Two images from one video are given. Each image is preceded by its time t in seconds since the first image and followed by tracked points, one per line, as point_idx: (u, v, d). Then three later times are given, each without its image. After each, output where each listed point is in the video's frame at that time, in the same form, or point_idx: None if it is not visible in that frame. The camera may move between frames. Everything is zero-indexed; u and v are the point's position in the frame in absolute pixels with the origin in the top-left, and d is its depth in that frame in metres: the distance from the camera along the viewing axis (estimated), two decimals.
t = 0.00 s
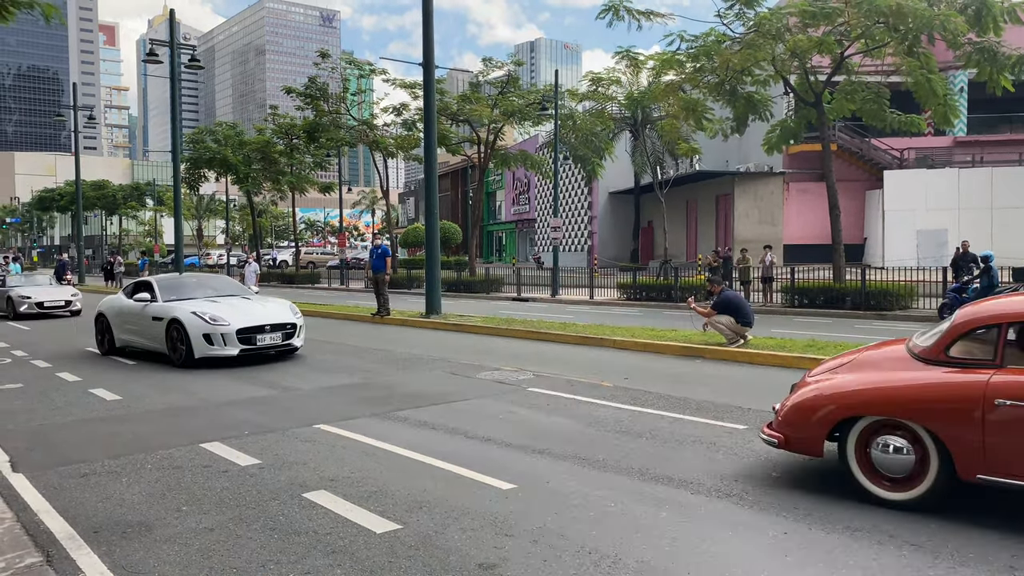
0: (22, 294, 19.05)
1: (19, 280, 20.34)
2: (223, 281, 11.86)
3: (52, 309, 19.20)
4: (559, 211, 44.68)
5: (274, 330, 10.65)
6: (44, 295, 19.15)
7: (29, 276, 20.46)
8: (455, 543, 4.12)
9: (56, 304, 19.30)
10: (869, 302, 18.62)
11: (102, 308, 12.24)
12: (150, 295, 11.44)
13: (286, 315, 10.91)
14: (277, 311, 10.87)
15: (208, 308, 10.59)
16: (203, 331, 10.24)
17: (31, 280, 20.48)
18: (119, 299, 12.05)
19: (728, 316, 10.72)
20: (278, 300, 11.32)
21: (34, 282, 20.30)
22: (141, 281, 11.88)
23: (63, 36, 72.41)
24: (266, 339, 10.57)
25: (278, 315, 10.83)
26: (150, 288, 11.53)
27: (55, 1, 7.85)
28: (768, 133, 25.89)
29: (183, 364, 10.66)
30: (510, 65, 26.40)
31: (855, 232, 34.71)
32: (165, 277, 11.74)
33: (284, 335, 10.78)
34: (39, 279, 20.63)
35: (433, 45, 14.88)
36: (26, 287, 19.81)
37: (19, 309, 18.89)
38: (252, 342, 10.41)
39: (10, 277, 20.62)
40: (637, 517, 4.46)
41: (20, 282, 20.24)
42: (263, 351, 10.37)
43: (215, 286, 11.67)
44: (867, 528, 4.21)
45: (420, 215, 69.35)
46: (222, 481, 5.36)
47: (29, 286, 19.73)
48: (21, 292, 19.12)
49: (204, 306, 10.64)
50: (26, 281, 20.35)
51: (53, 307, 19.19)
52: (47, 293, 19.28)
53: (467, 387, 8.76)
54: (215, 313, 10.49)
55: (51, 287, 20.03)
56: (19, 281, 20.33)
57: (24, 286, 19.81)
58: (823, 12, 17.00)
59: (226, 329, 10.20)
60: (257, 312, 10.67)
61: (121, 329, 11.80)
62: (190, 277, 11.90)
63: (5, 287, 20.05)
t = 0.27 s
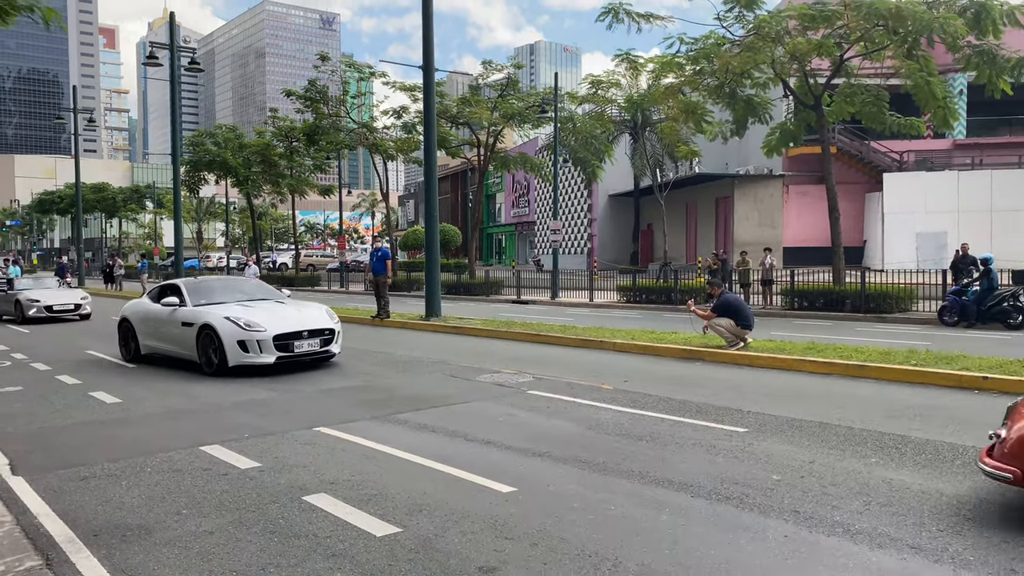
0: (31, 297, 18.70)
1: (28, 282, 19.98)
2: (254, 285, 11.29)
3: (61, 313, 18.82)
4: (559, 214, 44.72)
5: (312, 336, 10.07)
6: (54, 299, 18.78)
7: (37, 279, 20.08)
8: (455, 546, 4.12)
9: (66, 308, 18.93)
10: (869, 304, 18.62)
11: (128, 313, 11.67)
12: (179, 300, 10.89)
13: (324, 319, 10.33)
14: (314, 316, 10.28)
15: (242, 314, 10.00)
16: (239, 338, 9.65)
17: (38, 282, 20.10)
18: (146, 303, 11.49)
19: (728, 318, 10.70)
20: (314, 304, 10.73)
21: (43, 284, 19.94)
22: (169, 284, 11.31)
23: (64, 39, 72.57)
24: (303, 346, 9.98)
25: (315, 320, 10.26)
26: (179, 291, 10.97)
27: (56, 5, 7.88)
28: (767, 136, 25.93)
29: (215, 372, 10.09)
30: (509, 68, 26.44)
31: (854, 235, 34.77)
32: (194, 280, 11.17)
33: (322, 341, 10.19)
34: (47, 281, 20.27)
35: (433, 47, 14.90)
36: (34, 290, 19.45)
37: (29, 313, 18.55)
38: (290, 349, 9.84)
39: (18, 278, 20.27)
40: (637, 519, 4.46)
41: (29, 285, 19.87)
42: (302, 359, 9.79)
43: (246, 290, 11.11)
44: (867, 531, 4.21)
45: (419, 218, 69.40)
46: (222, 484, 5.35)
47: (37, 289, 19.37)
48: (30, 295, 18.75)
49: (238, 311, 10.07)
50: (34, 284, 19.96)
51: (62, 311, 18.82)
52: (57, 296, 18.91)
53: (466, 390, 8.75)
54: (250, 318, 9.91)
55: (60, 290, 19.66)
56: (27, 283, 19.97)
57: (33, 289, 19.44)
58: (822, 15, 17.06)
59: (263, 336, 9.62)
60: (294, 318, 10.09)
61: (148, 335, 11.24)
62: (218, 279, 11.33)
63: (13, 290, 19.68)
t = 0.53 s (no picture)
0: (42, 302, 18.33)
1: (37, 287, 19.60)
2: (299, 290, 10.56)
3: (72, 318, 18.46)
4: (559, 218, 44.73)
5: (368, 344, 9.32)
6: (65, 304, 18.42)
7: (46, 284, 19.69)
8: (455, 551, 4.10)
9: (77, 313, 18.57)
10: (869, 308, 18.60)
11: (163, 320, 10.91)
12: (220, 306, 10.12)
13: (379, 327, 9.58)
14: (369, 323, 9.55)
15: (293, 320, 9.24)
16: (292, 347, 8.88)
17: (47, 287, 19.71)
18: (183, 310, 10.73)
19: (728, 322, 10.70)
20: (366, 311, 9.99)
21: (52, 289, 19.57)
22: (208, 290, 10.56)
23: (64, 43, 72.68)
24: (359, 355, 9.24)
25: (370, 326, 9.50)
26: (221, 297, 10.21)
27: (56, 10, 7.90)
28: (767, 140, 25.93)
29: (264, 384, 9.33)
30: (509, 72, 26.49)
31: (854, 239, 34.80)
32: (236, 285, 10.41)
33: (379, 350, 9.45)
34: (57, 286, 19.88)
35: (433, 51, 14.90)
36: (44, 294, 19.08)
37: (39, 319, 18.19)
38: (346, 359, 9.08)
39: (26, 283, 19.88)
40: (636, 523, 4.45)
41: (38, 289, 19.48)
42: (360, 370, 9.04)
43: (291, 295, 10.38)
44: (868, 535, 4.20)
45: (419, 222, 69.45)
46: (222, 489, 5.34)
47: (47, 294, 18.99)
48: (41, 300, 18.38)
49: (288, 317, 9.31)
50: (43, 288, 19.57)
51: (74, 316, 18.46)
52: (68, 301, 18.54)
53: (466, 394, 8.74)
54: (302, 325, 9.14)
55: (70, 294, 19.29)
56: (36, 288, 19.58)
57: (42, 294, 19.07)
58: (821, 19, 17.09)
59: (318, 345, 8.86)
60: (349, 325, 9.33)
61: (186, 344, 10.47)
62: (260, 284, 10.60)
63: (22, 295, 19.30)
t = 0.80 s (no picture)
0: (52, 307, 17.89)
1: (47, 291, 19.14)
2: (352, 296, 9.81)
3: (84, 323, 18.02)
4: (558, 222, 44.75)
5: (434, 355, 8.54)
6: (77, 309, 17.97)
7: (55, 288, 19.21)
8: (455, 555, 4.10)
9: (89, 318, 18.13)
10: (868, 312, 18.61)
11: (205, 328, 10.16)
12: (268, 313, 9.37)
13: (445, 335, 8.81)
14: (434, 332, 8.77)
15: (353, 328, 8.47)
16: (354, 358, 8.10)
17: (57, 292, 19.23)
18: (227, 317, 9.99)
19: (727, 326, 10.70)
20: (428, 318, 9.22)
21: (63, 293, 19.10)
22: (255, 295, 9.82)
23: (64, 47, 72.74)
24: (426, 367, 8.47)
25: (435, 335, 8.73)
26: (270, 303, 9.46)
27: (56, 15, 7.95)
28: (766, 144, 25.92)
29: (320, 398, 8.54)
30: (508, 77, 26.51)
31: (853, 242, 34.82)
32: (285, 290, 9.66)
33: (445, 361, 8.66)
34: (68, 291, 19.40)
35: (432, 55, 14.93)
36: (54, 299, 18.62)
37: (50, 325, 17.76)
38: (411, 371, 8.30)
39: (35, 287, 19.41)
40: (636, 528, 4.45)
41: (48, 294, 19.01)
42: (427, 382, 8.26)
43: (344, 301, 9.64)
44: (868, 539, 4.20)
45: (419, 226, 69.47)
46: (221, 493, 5.33)
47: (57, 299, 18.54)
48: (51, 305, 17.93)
49: (347, 325, 8.53)
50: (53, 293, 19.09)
51: (85, 322, 18.03)
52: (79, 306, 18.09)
53: (466, 398, 8.74)
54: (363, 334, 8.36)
55: (80, 299, 18.84)
56: (46, 293, 19.10)
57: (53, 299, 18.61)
58: (820, 24, 17.14)
59: (383, 355, 8.09)
60: (413, 334, 8.55)
61: (230, 354, 9.72)
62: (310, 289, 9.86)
63: (32, 300, 18.83)
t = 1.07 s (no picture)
0: (63, 312, 17.41)
1: (56, 296, 18.62)
2: (422, 302, 8.92)
3: (96, 329, 17.56)
4: (558, 226, 44.78)
5: (526, 368, 7.63)
6: (89, 315, 17.51)
7: (65, 293, 18.69)
8: (454, 561, 4.09)
9: (101, 324, 17.67)
10: (867, 316, 18.61)
11: (258, 337, 9.25)
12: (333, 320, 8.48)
13: (534, 345, 7.90)
14: (523, 341, 7.85)
15: (435, 338, 7.56)
16: (441, 372, 7.20)
17: (66, 296, 18.69)
18: (283, 325, 9.08)
19: (727, 330, 10.69)
20: (511, 325, 8.31)
21: (72, 298, 18.57)
22: (316, 301, 8.91)
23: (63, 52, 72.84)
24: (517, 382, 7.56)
25: (524, 345, 7.82)
26: (336, 310, 8.56)
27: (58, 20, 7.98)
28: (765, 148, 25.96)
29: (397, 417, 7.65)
30: (507, 81, 26.56)
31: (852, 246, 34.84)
32: (349, 295, 8.76)
33: (536, 374, 7.75)
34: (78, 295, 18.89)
35: (431, 60, 14.95)
36: (64, 304, 18.12)
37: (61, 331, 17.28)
38: (502, 388, 7.40)
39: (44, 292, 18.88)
40: (636, 533, 4.44)
41: (58, 299, 18.49)
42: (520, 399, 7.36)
43: (414, 307, 8.75)
44: (869, 544, 4.19)
45: (418, 230, 69.57)
46: (220, 498, 5.32)
47: (68, 304, 18.04)
48: (63, 310, 17.45)
49: (428, 334, 7.63)
50: (63, 298, 18.55)
51: (97, 327, 17.57)
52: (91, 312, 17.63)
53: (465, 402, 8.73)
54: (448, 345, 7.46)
55: (92, 304, 18.37)
56: (55, 297, 18.58)
57: (63, 303, 18.11)
58: (819, 28, 17.19)
59: (473, 368, 7.19)
60: (501, 344, 7.63)
61: (289, 366, 8.82)
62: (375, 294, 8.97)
63: (41, 305, 18.31)
